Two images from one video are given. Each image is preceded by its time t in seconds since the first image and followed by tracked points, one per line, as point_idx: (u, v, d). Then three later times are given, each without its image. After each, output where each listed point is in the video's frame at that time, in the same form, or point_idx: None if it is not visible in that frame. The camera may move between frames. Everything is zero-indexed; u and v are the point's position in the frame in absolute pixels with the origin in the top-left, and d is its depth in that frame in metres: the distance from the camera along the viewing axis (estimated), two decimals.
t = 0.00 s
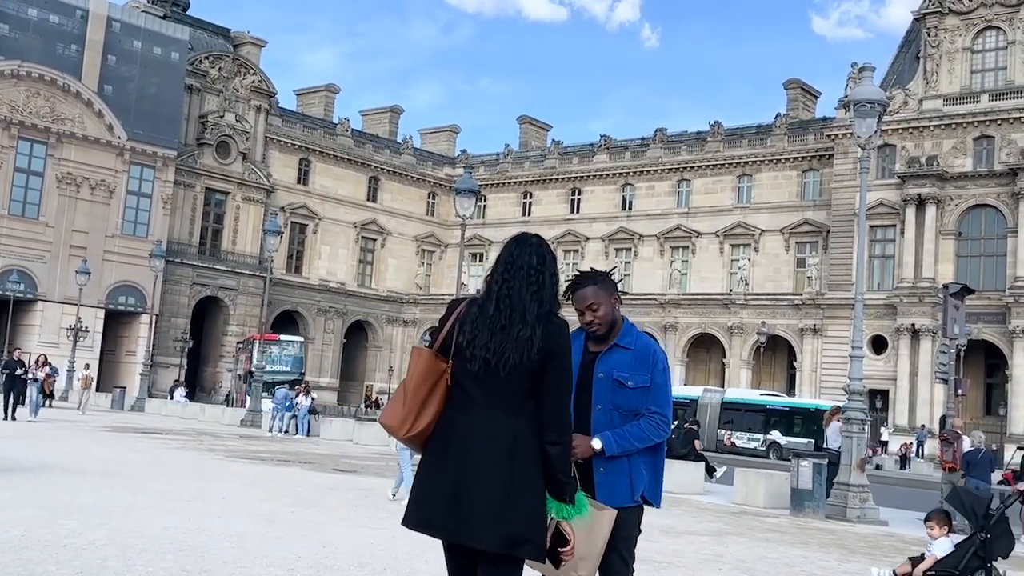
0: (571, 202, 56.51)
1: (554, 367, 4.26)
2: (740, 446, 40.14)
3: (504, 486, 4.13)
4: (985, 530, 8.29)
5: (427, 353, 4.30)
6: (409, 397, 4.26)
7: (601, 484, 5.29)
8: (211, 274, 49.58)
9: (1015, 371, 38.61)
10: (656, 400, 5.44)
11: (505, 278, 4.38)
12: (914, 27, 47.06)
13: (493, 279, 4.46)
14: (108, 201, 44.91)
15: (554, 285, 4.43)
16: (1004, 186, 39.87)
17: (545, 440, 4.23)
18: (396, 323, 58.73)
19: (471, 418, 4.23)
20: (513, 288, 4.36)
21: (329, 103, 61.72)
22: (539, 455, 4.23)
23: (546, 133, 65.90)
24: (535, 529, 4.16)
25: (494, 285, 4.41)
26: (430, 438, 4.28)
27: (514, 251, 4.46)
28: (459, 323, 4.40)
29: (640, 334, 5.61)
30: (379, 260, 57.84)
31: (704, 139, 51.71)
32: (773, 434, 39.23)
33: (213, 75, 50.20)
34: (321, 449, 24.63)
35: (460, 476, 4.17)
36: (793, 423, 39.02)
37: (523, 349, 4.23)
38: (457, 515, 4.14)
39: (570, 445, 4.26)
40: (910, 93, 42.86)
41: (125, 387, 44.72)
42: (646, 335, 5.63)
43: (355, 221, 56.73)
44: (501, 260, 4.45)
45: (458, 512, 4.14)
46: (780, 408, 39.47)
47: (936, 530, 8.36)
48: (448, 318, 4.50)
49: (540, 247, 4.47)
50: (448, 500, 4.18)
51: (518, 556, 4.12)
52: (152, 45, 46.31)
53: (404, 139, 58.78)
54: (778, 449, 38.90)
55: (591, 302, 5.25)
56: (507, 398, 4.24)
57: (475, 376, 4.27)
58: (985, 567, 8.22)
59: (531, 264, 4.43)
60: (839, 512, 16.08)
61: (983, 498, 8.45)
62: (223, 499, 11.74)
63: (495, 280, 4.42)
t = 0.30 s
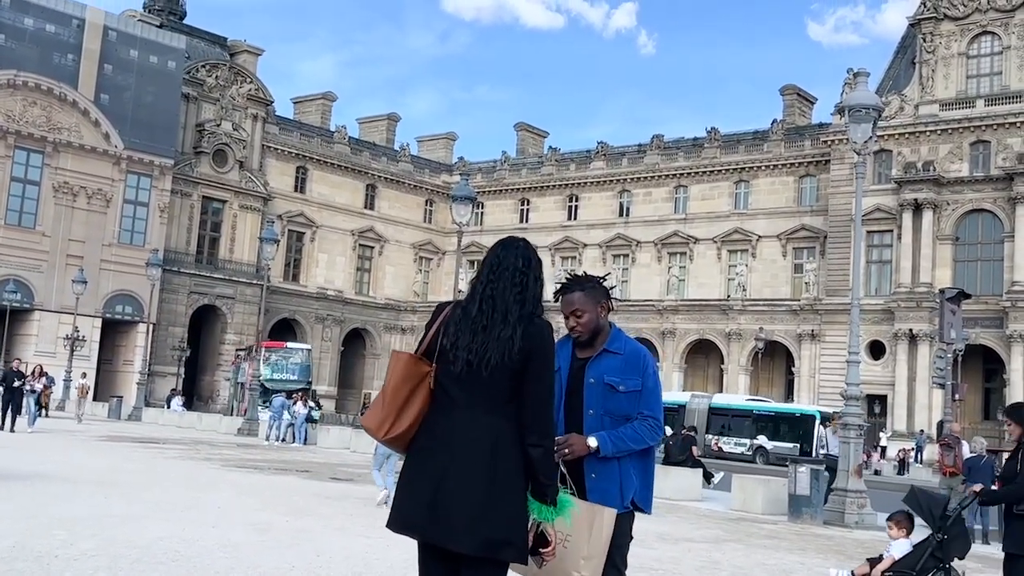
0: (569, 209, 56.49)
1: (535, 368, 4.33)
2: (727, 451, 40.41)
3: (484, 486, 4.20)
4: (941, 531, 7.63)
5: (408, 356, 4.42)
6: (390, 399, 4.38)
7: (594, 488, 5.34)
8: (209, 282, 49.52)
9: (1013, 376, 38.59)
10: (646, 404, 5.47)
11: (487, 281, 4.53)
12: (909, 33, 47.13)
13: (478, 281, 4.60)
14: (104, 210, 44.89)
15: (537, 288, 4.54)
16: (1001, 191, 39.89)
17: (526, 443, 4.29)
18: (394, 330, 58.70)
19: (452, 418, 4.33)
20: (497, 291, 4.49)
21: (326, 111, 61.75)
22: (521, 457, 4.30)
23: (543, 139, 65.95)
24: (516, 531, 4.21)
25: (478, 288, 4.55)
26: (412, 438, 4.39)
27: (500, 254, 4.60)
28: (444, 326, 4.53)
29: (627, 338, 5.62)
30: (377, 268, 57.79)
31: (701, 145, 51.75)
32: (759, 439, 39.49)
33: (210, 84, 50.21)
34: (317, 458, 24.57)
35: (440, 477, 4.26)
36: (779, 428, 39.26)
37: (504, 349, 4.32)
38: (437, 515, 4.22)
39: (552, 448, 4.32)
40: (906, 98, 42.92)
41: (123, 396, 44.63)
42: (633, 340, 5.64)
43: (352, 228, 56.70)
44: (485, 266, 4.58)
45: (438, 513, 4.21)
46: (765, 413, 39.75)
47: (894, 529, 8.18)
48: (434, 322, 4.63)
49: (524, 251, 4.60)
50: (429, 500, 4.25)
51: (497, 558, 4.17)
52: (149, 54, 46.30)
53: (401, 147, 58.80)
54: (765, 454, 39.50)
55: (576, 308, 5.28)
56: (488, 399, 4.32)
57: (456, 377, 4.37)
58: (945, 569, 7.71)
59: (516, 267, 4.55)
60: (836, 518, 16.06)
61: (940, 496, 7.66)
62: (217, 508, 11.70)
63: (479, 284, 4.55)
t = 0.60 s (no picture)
0: (565, 217, 56.54)
1: (521, 377, 4.44)
2: (715, 457, 40.79)
3: (470, 495, 4.31)
4: (902, 533, 8.04)
5: (395, 365, 4.53)
6: (377, 407, 4.50)
7: (589, 495, 5.33)
8: (206, 293, 49.49)
9: (1011, 381, 38.58)
10: (641, 410, 5.48)
11: (475, 290, 4.65)
12: (903, 39, 47.26)
13: (466, 290, 4.72)
14: (101, 222, 44.88)
15: (523, 297, 4.66)
16: (996, 196, 39.93)
17: (513, 452, 4.40)
18: (391, 340, 58.72)
19: (438, 426, 4.45)
20: (484, 300, 4.61)
21: (322, 121, 61.83)
22: (506, 466, 4.40)
23: (539, 148, 66.04)
24: (500, 541, 4.31)
25: (465, 296, 4.67)
26: (399, 446, 4.51)
27: (488, 263, 4.73)
28: (431, 335, 4.65)
29: (621, 345, 5.63)
30: (374, 277, 57.79)
31: (697, 153, 51.83)
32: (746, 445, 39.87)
33: (206, 95, 50.26)
34: (315, 468, 24.52)
35: (427, 485, 4.36)
36: (766, 434, 39.59)
37: (490, 358, 4.44)
38: (424, 522, 4.32)
39: (537, 457, 4.42)
40: (901, 104, 43.04)
41: (120, 409, 44.54)
42: (627, 347, 5.65)
43: (349, 238, 56.70)
44: (473, 275, 4.70)
45: (425, 521, 4.32)
46: (753, 418, 40.07)
47: (852, 534, 8.54)
48: (422, 331, 4.74)
49: (512, 261, 4.73)
50: (416, 508, 4.36)
51: (483, 566, 4.28)
52: (144, 66, 46.35)
53: (398, 156, 58.86)
54: (751, 459, 39.76)
55: (572, 309, 5.35)
56: (474, 407, 4.44)
57: (444, 386, 4.48)
58: (903, 569, 8.11)
59: (503, 277, 4.68)
60: (835, 524, 16.05)
61: (900, 499, 8.07)
62: (214, 520, 11.67)
63: (467, 293, 4.68)
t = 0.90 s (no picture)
0: (563, 227, 56.55)
1: (516, 386, 4.44)
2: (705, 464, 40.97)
3: (467, 504, 4.30)
4: (865, 535, 8.20)
5: (389, 377, 4.52)
6: (372, 419, 4.49)
7: (587, 506, 5.32)
8: (204, 307, 49.48)
9: (1009, 386, 38.57)
10: (637, 417, 5.49)
11: (469, 299, 4.65)
12: (897, 46, 47.40)
13: (459, 299, 4.71)
14: (97, 237, 44.86)
15: (518, 305, 4.65)
16: (992, 201, 39.96)
17: (510, 462, 4.38)
18: (390, 352, 58.65)
19: (435, 437, 4.44)
20: (478, 309, 4.60)
21: (319, 134, 61.90)
22: (504, 476, 4.38)
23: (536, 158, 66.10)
24: (497, 553, 4.29)
25: (460, 305, 4.66)
26: (394, 457, 4.49)
27: (481, 271, 4.72)
28: (425, 346, 4.64)
29: (616, 353, 5.63)
30: (372, 289, 57.77)
31: (693, 161, 51.88)
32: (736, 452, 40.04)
33: (202, 109, 50.31)
34: (313, 481, 24.44)
35: (422, 499, 4.35)
36: (756, 441, 39.74)
37: (486, 367, 4.43)
38: (422, 534, 4.30)
39: (534, 467, 4.41)
40: (896, 111, 43.17)
41: (118, 424, 44.43)
42: (622, 355, 5.65)
43: (347, 250, 56.69)
44: (467, 284, 4.70)
45: (422, 532, 4.31)
46: (741, 426, 40.28)
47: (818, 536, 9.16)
48: (416, 342, 4.73)
49: (505, 269, 4.72)
50: (413, 521, 4.34)
51: None
52: (140, 80, 46.41)
53: (394, 168, 58.90)
54: (741, 466, 40.03)
55: (566, 316, 5.38)
56: (470, 417, 4.43)
57: (440, 397, 4.47)
58: (869, 571, 8.23)
59: (497, 286, 4.67)
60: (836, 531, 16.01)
61: (863, 501, 8.23)
62: (213, 534, 11.61)
63: (461, 302, 4.67)
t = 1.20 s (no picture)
0: (559, 234, 56.53)
1: (515, 395, 4.39)
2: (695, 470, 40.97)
3: (465, 515, 4.27)
4: (833, 537, 7.97)
5: (385, 388, 4.48)
6: (369, 431, 4.45)
7: (587, 514, 5.27)
8: (200, 319, 49.37)
9: (1008, 389, 38.55)
10: (634, 424, 5.45)
11: (465, 307, 4.59)
12: (891, 51, 47.49)
13: (455, 307, 4.66)
14: (93, 250, 44.77)
15: (514, 312, 4.61)
16: (988, 204, 40.00)
17: (510, 472, 4.34)
18: (387, 362, 58.55)
19: (433, 448, 4.39)
20: (475, 317, 4.56)
21: (314, 144, 61.90)
22: (504, 486, 4.34)
23: (532, 166, 66.16)
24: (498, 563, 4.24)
25: (456, 314, 4.61)
26: (392, 469, 4.46)
27: (477, 279, 4.67)
28: (422, 355, 4.59)
29: (613, 360, 5.59)
30: (369, 299, 57.71)
31: (689, 167, 51.90)
32: (725, 458, 40.10)
33: (197, 121, 50.30)
34: (311, 492, 24.35)
35: (421, 509, 4.31)
36: (745, 447, 39.90)
37: (484, 377, 4.39)
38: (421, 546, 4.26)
39: (535, 475, 4.35)
40: (890, 115, 43.24)
41: (116, 438, 44.31)
42: (619, 361, 5.60)
43: (343, 261, 56.66)
44: (462, 292, 4.65)
45: (422, 544, 4.28)
46: (730, 431, 40.46)
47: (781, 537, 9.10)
48: (412, 351, 4.69)
49: (501, 276, 4.68)
50: (412, 533, 4.31)
51: None
52: (135, 93, 46.38)
53: (390, 178, 58.86)
54: (731, 471, 39.99)
55: (562, 322, 5.34)
56: (469, 428, 4.39)
57: (437, 409, 4.42)
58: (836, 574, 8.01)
59: (493, 293, 4.62)
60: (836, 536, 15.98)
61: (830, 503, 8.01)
62: (211, 547, 11.52)
63: (457, 310, 4.62)
